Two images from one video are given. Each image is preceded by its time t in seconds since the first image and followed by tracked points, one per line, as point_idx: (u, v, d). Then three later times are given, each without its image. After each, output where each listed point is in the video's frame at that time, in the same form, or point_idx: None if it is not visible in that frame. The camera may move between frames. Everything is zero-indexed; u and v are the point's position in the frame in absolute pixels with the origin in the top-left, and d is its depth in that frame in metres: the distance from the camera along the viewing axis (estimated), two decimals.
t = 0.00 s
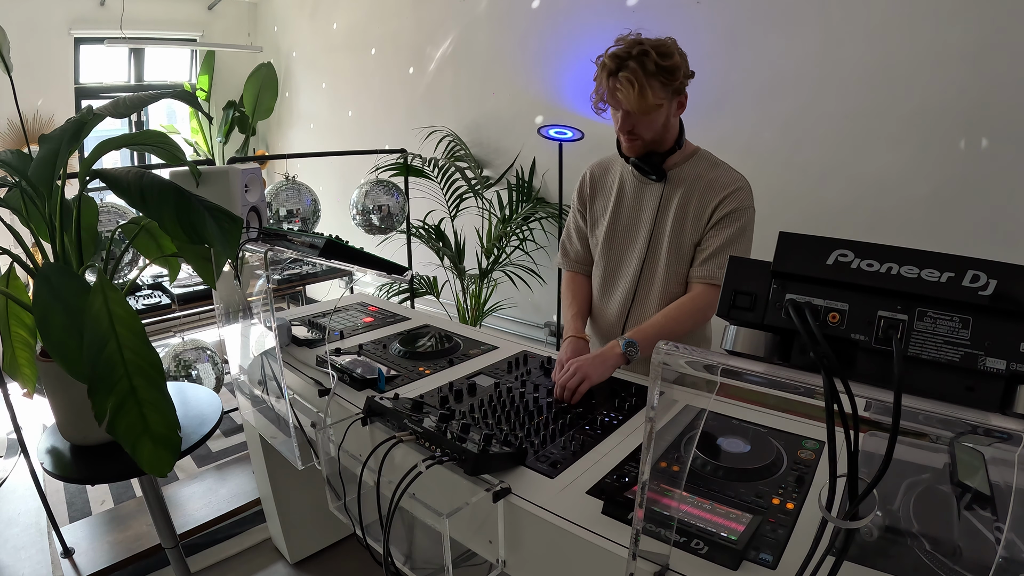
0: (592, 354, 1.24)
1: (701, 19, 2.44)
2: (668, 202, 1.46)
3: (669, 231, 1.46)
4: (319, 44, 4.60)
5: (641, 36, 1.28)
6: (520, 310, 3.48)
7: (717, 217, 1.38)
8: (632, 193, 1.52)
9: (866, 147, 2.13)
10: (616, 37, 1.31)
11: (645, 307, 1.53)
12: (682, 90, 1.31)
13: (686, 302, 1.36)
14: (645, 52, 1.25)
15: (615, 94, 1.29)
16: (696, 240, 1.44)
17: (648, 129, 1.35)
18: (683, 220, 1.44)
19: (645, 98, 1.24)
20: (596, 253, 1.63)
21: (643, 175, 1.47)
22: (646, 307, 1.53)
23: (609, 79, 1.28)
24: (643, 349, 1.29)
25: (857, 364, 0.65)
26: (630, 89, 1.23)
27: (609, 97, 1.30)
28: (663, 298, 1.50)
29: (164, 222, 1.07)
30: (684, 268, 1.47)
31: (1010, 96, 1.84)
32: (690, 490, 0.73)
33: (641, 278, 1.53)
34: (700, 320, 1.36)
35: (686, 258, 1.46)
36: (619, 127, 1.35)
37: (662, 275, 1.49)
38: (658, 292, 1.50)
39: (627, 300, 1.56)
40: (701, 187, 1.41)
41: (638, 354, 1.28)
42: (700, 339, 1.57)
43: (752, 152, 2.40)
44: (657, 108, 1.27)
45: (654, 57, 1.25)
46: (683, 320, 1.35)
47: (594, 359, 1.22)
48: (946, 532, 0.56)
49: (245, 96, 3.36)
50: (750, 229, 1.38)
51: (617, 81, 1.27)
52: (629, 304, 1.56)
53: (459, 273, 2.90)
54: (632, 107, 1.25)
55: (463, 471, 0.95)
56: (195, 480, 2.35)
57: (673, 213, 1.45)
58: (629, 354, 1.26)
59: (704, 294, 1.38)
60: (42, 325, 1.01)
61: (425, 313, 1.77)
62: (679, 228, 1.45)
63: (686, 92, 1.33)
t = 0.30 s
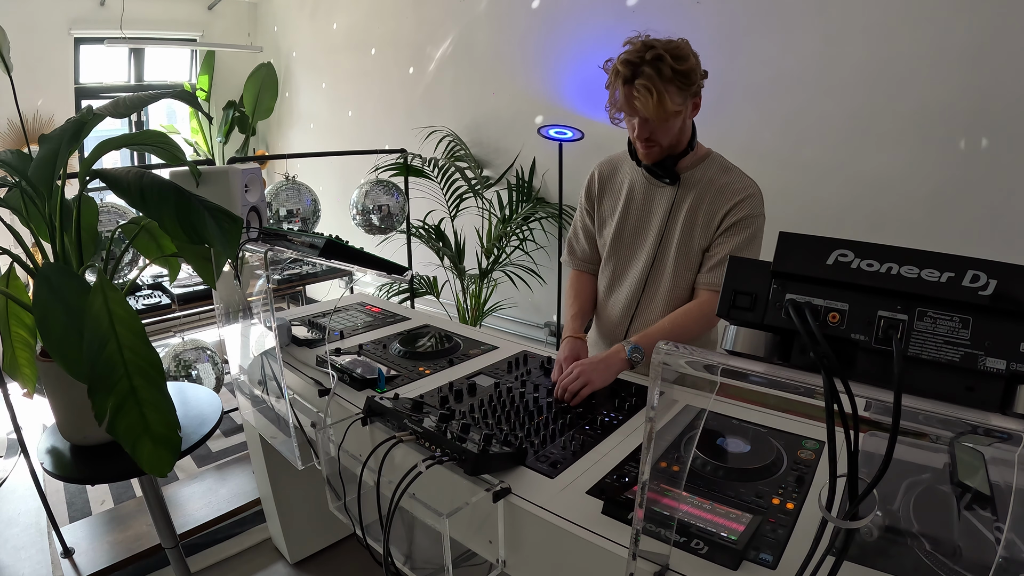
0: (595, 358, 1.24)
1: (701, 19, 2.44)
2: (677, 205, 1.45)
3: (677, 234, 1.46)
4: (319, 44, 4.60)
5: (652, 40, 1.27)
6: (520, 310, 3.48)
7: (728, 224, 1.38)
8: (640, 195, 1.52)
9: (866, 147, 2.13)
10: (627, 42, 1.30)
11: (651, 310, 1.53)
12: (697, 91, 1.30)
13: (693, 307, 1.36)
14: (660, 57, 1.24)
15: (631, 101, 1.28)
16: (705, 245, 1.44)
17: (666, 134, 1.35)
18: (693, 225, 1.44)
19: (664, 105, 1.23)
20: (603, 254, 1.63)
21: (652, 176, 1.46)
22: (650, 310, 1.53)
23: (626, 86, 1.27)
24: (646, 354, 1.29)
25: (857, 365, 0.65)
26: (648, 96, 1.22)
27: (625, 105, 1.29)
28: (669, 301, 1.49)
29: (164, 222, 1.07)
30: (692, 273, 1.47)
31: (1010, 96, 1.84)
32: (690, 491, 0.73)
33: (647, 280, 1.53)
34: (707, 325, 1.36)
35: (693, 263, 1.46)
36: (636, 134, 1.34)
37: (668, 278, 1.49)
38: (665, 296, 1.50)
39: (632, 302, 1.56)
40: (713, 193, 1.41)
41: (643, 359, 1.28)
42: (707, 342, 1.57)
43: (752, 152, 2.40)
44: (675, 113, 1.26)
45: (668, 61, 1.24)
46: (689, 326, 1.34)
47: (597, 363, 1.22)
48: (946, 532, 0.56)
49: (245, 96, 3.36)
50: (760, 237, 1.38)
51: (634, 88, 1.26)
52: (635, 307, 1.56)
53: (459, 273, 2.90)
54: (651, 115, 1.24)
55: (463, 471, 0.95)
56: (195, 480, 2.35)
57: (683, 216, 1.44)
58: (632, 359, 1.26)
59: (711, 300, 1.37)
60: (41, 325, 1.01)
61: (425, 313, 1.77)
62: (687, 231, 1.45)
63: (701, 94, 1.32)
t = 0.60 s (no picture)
0: (594, 359, 1.24)
1: (701, 19, 2.44)
2: (677, 206, 1.45)
3: (678, 235, 1.46)
4: (319, 44, 4.60)
5: (643, 41, 1.26)
6: (520, 310, 3.48)
7: (729, 224, 1.38)
8: (641, 196, 1.52)
9: (866, 147, 2.13)
10: (619, 44, 1.30)
11: (653, 312, 1.53)
12: (692, 89, 1.30)
13: (695, 309, 1.36)
14: (650, 58, 1.24)
15: (624, 104, 1.28)
16: (707, 247, 1.43)
17: (663, 135, 1.34)
18: (694, 226, 1.44)
19: (656, 106, 1.23)
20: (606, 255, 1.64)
21: (653, 177, 1.47)
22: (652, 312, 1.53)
23: (618, 89, 1.27)
24: (646, 355, 1.29)
25: (857, 365, 0.65)
26: (639, 99, 1.22)
27: (618, 108, 1.30)
28: (671, 303, 1.49)
29: (164, 222, 1.07)
30: (695, 274, 1.46)
31: (1010, 95, 1.84)
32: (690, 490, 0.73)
33: (650, 282, 1.53)
34: (710, 327, 1.35)
35: (696, 265, 1.46)
36: (632, 136, 1.35)
37: (669, 280, 1.49)
38: (667, 297, 1.50)
39: (634, 304, 1.56)
40: (713, 193, 1.41)
41: (643, 361, 1.27)
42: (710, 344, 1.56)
43: (752, 151, 2.40)
44: (669, 114, 1.26)
45: (659, 61, 1.23)
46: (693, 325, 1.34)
47: (597, 364, 1.22)
48: (946, 533, 0.56)
49: (245, 96, 3.36)
50: (764, 236, 1.36)
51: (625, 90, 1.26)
52: (636, 308, 1.56)
53: (459, 273, 2.90)
54: (644, 117, 1.24)
55: (463, 471, 0.95)
56: (195, 480, 2.35)
57: (683, 218, 1.44)
58: (631, 360, 1.26)
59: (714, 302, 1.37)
60: (42, 325, 1.01)
61: (425, 313, 1.77)
62: (688, 233, 1.45)
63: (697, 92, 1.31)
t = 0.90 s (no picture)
0: (592, 360, 1.24)
1: (701, 19, 2.44)
2: (672, 205, 1.46)
3: (674, 235, 1.46)
4: (319, 44, 4.60)
5: (629, 39, 1.27)
6: (520, 310, 3.48)
7: (723, 221, 1.37)
8: (637, 197, 1.53)
9: (865, 147, 2.13)
10: (606, 43, 1.30)
11: (651, 312, 1.53)
12: (680, 85, 1.30)
13: (694, 310, 1.35)
14: (636, 54, 1.24)
15: (611, 102, 1.29)
16: (702, 245, 1.43)
17: (652, 132, 1.34)
18: (689, 225, 1.44)
19: (641, 101, 1.24)
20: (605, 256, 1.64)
21: (648, 177, 1.47)
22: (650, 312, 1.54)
23: (605, 86, 1.28)
24: (644, 356, 1.29)
25: (857, 365, 0.65)
26: (625, 94, 1.23)
27: (606, 106, 1.30)
28: (669, 303, 1.49)
29: (164, 222, 1.07)
30: (692, 274, 1.46)
31: (1010, 95, 1.84)
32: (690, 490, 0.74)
33: (647, 282, 1.53)
34: (709, 327, 1.35)
35: (692, 264, 1.45)
36: (622, 134, 1.35)
37: (666, 280, 1.49)
38: (665, 298, 1.50)
39: (632, 304, 1.56)
40: (707, 190, 1.40)
41: (641, 362, 1.27)
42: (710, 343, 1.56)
43: (752, 151, 2.40)
44: (655, 109, 1.26)
45: (645, 57, 1.24)
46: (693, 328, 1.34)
47: (595, 365, 1.22)
48: (946, 532, 0.56)
49: (245, 96, 3.36)
50: (761, 231, 1.35)
51: (612, 87, 1.26)
52: (634, 309, 1.56)
53: (459, 273, 2.90)
54: (630, 113, 1.24)
55: (463, 471, 0.95)
56: (195, 480, 2.35)
57: (678, 217, 1.45)
58: (629, 362, 1.26)
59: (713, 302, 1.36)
60: (42, 325, 1.01)
61: (425, 313, 1.77)
62: (682, 232, 1.45)
63: (685, 88, 1.31)
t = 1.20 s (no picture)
0: (591, 359, 1.24)
1: (701, 19, 2.44)
2: (665, 203, 1.46)
3: (669, 233, 1.46)
4: (319, 44, 4.60)
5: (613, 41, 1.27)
6: (520, 310, 3.48)
7: (716, 216, 1.37)
8: (630, 197, 1.53)
9: (865, 147, 2.13)
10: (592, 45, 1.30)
11: (649, 310, 1.53)
12: (666, 84, 1.30)
13: (690, 308, 1.35)
14: (622, 56, 1.24)
15: (598, 104, 1.29)
16: (697, 241, 1.43)
17: (641, 132, 1.34)
18: (682, 221, 1.44)
19: (628, 103, 1.24)
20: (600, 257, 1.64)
21: (641, 178, 1.47)
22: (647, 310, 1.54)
23: (592, 89, 1.28)
24: (643, 354, 1.29)
25: (857, 365, 0.65)
26: (611, 96, 1.23)
27: (593, 108, 1.30)
28: (666, 301, 1.49)
29: (164, 222, 1.07)
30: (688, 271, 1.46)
31: (1009, 96, 1.84)
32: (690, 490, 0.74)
33: (643, 282, 1.53)
34: (705, 325, 1.35)
35: (688, 261, 1.45)
36: (611, 136, 1.35)
37: (662, 278, 1.50)
38: (663, 296, 1.50)
39: (630, 303, 1.56)
40: (699, 186, 1.40)
41: (640, 360, 1.28)
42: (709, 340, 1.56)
43: (752, 150, 2.40)
44: (642, 110, 1.26)
45: (630, 59, 1.24)
46: (690, 325, 1.34)
47: (593, 364, 1.22)
48: (946, 532, 0.56)
49: (245, 96, 3.36)
50: (754, 225, 1.35)
51: (599, 90, 1.26)
52: (632, 308, 1.56)
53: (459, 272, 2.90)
54: (617, 114, 1.25)
55: (463, 471, 0.95)
56: (195, 480, 2.35)
57: (672, 215, 1.45)
58: (628, 360, 1.26)
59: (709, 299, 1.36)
60: (42, 324, 1.01)
61: (425, 313, 1.77)
62: (676, 230, 1.45)
63: (671, 86, 1.31)
